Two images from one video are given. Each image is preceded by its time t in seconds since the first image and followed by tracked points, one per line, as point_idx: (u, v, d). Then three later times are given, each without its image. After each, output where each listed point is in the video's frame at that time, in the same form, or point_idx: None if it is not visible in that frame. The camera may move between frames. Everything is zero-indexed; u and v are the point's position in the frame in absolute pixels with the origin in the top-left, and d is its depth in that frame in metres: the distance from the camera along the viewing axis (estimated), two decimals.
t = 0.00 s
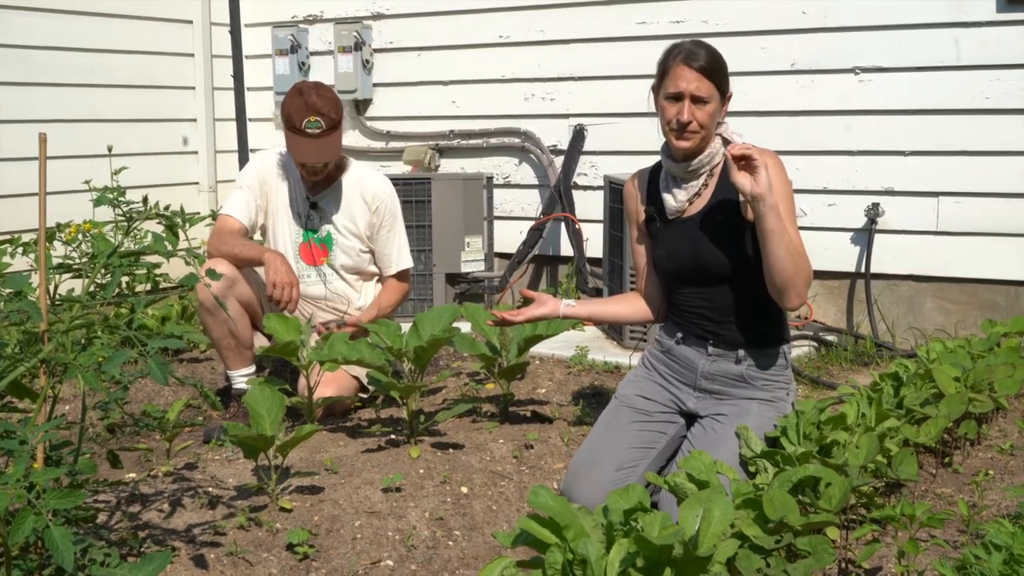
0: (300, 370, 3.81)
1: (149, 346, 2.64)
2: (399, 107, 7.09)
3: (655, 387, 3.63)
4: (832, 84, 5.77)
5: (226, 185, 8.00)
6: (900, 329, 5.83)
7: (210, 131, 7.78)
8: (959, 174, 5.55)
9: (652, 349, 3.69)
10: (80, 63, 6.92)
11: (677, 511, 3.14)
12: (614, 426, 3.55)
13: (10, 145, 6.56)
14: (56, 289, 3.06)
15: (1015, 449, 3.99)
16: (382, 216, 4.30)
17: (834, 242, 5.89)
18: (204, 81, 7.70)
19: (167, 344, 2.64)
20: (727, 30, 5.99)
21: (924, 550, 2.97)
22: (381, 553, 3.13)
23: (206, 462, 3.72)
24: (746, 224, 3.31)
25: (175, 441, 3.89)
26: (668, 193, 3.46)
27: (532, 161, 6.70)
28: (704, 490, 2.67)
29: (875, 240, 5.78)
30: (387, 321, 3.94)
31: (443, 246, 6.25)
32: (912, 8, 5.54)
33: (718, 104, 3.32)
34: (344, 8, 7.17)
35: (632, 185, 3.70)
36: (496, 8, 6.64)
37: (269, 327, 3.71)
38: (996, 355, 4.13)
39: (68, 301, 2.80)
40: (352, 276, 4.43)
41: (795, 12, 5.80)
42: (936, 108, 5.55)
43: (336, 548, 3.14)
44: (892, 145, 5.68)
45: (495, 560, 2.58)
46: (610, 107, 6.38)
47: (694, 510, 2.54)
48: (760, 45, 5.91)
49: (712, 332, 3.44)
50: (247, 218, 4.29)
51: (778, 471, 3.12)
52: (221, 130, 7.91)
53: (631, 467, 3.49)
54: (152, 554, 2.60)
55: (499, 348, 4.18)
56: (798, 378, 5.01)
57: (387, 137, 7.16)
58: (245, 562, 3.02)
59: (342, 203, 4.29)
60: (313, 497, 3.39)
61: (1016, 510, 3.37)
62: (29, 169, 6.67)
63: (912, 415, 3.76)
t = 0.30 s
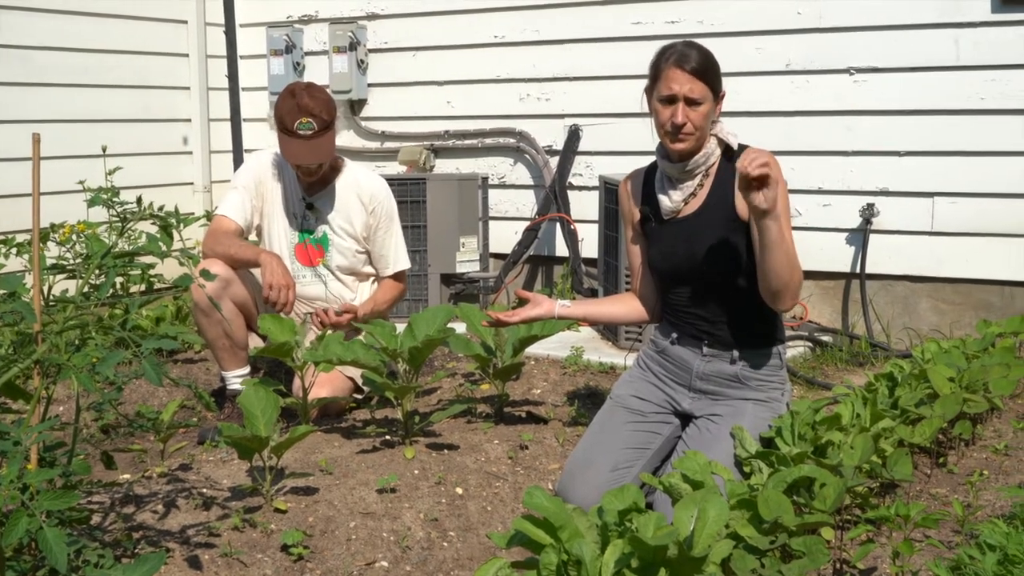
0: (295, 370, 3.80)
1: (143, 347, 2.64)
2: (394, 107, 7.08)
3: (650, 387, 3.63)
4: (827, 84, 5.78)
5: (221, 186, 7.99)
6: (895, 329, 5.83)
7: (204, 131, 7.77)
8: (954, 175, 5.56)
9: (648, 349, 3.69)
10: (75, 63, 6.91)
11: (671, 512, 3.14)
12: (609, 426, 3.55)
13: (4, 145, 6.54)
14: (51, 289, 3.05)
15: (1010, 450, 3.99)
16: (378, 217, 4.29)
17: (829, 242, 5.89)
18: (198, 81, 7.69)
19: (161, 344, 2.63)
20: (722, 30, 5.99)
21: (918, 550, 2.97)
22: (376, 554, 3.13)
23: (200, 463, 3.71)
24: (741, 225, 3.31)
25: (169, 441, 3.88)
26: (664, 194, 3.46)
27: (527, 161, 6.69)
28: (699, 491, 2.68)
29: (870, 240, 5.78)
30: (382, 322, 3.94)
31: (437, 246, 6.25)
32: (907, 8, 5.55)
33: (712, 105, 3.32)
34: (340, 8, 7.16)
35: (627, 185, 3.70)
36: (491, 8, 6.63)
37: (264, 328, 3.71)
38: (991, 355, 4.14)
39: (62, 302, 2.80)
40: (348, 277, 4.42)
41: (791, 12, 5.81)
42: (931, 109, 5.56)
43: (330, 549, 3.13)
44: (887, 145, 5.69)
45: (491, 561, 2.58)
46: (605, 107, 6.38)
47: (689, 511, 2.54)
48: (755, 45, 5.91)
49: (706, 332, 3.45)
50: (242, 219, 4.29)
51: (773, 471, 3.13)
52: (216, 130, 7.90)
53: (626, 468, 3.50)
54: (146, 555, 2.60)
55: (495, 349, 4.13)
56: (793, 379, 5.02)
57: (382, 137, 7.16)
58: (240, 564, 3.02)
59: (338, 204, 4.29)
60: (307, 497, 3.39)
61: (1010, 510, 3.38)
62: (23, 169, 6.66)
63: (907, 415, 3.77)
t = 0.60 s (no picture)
0: (291, 369, 3.80)
1: (139, 346, 2.64)
2: (390, 107, 7.08)
3: (646, 387, 3.63)
4: (823, 85, 5.79)
5: (218, 185, 7.98)
6: (891, 329, 5.83)
7: (201, 130, 7.77)
8: (950, 175, 5.57)
9: (644, 349, 3.70)
10: (71, 62, 6.90)
11: (667, 511, 3.14)
12: (605, 426, 3.55)
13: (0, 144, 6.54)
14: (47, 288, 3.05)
15: (1006, 449, 4.00)
16: (375, 217, 4.30)
17: (825, 242, 5.89)
18: (195, 81, 7.69)
19: (157, 344, 2.63)
20: (719, 30, 5.99)
21: (914, 550, 2.98)
22: (373, 553, 3.13)
23: (196, 462, 3.71)
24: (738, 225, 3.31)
25: (165, 440, 3.88)
26: (661, 195, 3.46)
27: (524, 161, 6.70)
28: (695, 490, 2.68)
29: (866, 240, 5.79)
30: (379, 321, 3.95)
31: (434, 246, 6.25)
32: (903, 8, 5.56)
33: (704, 106, 3.32)
34: (336, 7, 7.16)
35: (625, 184, 3.70)
36: (488, 8, 6.63)
37: (260, 327, 3.71)
38: (986, 355, 4.15)
39: (58, 301, 2.80)
40: (345, 277, 4.42)
41: (787, 13, 5.81)
42: (928, 109, 5.57)
43: (327, 548, 3.13)
44: (883, 145, 5.69)
45: (486, 560, 2.58)
46: (602, 107, 6.39)
47: (685, 510, 2.54)
48: (751, 45, 5.92)
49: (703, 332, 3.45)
50: (239, 218, 4.28)
51: (769, 470, 3.13)
52: (212, 130, 7.90)
53: (622, 467, 3.50)
54: (142, 554, 2.60)
55: (491, 348, 4.16)
56: (790, 379, 5.02)
57: (379, 137, 7.15)
58: (236, 563, 3.02)
59: (335, 203, 4.29)
60: (304, 497, 3.39)
61: (1006, 509, 3.38)
62: (19, 168, 6.65)
63: (903, 415, 3.77)
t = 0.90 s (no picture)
0: (290, 369, 3.80)
1: (138, 346, 2.64)
2: (389, 106, 7.07)
3: (646, 386, 3.63)
4: (822, 84, 5.78)
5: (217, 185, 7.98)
6: (891, 328, 5.83)
7: (200, 130, 7.76)
8: (949, 174, 5.56)
9: (644, 348, 3.69)
10: (70, 62, 6.90)
11: (667, 510, 3.13)
12: (605, 425, 3.55)
13: None
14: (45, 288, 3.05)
15: (1005, 448, 4.00)
16: (374, 217, 4.29)
17: (825, 241, 5.89)
18: (194, 80, 7.68)
19: (156, 343, 2.63)
20: (718, 29, 5.99)
21: (914, 549, 2.97)
22: (372, 553, 3.13)
23: (195, 462, 3.71)
24: (739, 225, 3.31)
25: (164, 440, 3.88)
26: (662, 194, 3.46)
27: (523, 160, 6.70)
28: (695, 489, 2.68)
29: (866, 239, 5.79)
30: (378, 320, 3.95)
31: (433, 245, 6.24)
32: (902, 7, 5.55)
33: (701, 102, 3.32)
34: (335, 6, 7.15)
35: (625, 183, 3.69)
36: (487, 7, 6.63)
37: (260, 327, 3.72)
38: (986, 354, 4.14)
39: (57, 301, 2.79)
40: (344, 277, 4.42)
41: (786, 12, 5.81)
42: (927, 108, 5.56)
43: (326, 548, 3.13)
44: (883, 144, 5.69)
45: (486, 560, 2.58)
46: (601, 106, 6.38)
47: (685, 510, 2.54)
48: (750, 44, 5.92)
49: (703, 331, 3.45)
50: (237, 218, 4.27)
51: (769, 470, 3.12)
52: (211, 129, 7.89)
53: (623, 467, 3.50)
54: (141, 554, 2.60)
55: (490, 348, 4.17)
56: (789, 378, 5.01)
57: (379, 136, 7.15)
58: (235, 563, 3.01)
59: (334, 203, 4.28)
60: (303, 496, 3.39)
61: (1006, 508, 3.38)
62: (18, 167, 6.65)
63: (903, 414, 3.77)
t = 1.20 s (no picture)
0: (291, 368, 3.79)
1: (138, 345, 2.64)
2: (390, 105, 7.07)
3: (647, 385, 3.63)
4: (822, 82, 5.78)
5: (218, 183, 7.98)
6: (892, 326, 5.82)
7: (200, 128, 7.76)
8: (950, 172, 5.56)
9: (644, 346, 3.70)
10: (70, 61, 6.90)
11: (668, 509, 3.13)
12: (605, 424, 3.55)
13: None
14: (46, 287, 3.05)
15: (1006, 446, 4.00)
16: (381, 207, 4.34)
17: (825, 239, 5.89)
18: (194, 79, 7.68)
19: (156, 342, 2.63)
20: (718, 27, 5.99)
21: (914, 547, 2.97)
22: (372, 551, 3.13)
23: (196, 460, 3.71)
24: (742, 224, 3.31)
25: (165, 439, 3.88)
26: (666, 191, 3.46)
27: (523, 158, 6.69)
28: (695, 487, 2.68)
29: (866, 237, 5.79)
30: (379, 319, 3.95)
31: (434, 243, 6.25)
32: (902, 5, 5.55)
33: (698, 96, 3.31)
34: (336, 5, 7.15)
35: (627, 179, 3.68)
36: (487, 6, 6.63)
37: (261, 325, 3.72)
38: (987, 352, 4.13)
39: (57, 300, 2.79)
40: (348, 273, 4.44)
41: (787, 10, 5.80)
42: (927, 106, 5.56)
43: (327, 546, 3.13)
44: (883, 142, 5.69)
45: (486, 558, 2.58)
46: (602, 104, 6.38)
47: (685, 508, 2.54)
48: (750, 43, 5.91)
49: (703, 330, 3.46)
50: (237, 216, 4.26)
51: (769, 468, 3.12)
52: (212, 128, 7.89)
53: (624, 465, 3.50)
54: (141, 553, 2.60)
55: (490, 347, 4.14)
56: (790, 376, 5.01)
57: (379, 134, 7.15)
58: (236, 561, 3.02)
59: (338, 200, 4.30)
60: (303, 495, 3.39)
61: (1007, 506, 3.37)
62: (18, 166, 6.65)
63: (903, 413, 3.77)
